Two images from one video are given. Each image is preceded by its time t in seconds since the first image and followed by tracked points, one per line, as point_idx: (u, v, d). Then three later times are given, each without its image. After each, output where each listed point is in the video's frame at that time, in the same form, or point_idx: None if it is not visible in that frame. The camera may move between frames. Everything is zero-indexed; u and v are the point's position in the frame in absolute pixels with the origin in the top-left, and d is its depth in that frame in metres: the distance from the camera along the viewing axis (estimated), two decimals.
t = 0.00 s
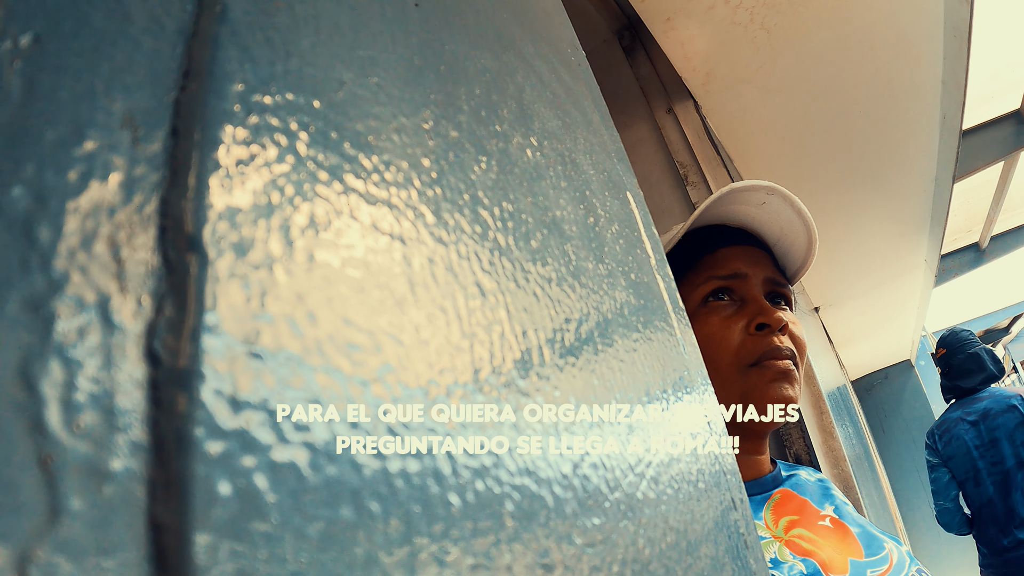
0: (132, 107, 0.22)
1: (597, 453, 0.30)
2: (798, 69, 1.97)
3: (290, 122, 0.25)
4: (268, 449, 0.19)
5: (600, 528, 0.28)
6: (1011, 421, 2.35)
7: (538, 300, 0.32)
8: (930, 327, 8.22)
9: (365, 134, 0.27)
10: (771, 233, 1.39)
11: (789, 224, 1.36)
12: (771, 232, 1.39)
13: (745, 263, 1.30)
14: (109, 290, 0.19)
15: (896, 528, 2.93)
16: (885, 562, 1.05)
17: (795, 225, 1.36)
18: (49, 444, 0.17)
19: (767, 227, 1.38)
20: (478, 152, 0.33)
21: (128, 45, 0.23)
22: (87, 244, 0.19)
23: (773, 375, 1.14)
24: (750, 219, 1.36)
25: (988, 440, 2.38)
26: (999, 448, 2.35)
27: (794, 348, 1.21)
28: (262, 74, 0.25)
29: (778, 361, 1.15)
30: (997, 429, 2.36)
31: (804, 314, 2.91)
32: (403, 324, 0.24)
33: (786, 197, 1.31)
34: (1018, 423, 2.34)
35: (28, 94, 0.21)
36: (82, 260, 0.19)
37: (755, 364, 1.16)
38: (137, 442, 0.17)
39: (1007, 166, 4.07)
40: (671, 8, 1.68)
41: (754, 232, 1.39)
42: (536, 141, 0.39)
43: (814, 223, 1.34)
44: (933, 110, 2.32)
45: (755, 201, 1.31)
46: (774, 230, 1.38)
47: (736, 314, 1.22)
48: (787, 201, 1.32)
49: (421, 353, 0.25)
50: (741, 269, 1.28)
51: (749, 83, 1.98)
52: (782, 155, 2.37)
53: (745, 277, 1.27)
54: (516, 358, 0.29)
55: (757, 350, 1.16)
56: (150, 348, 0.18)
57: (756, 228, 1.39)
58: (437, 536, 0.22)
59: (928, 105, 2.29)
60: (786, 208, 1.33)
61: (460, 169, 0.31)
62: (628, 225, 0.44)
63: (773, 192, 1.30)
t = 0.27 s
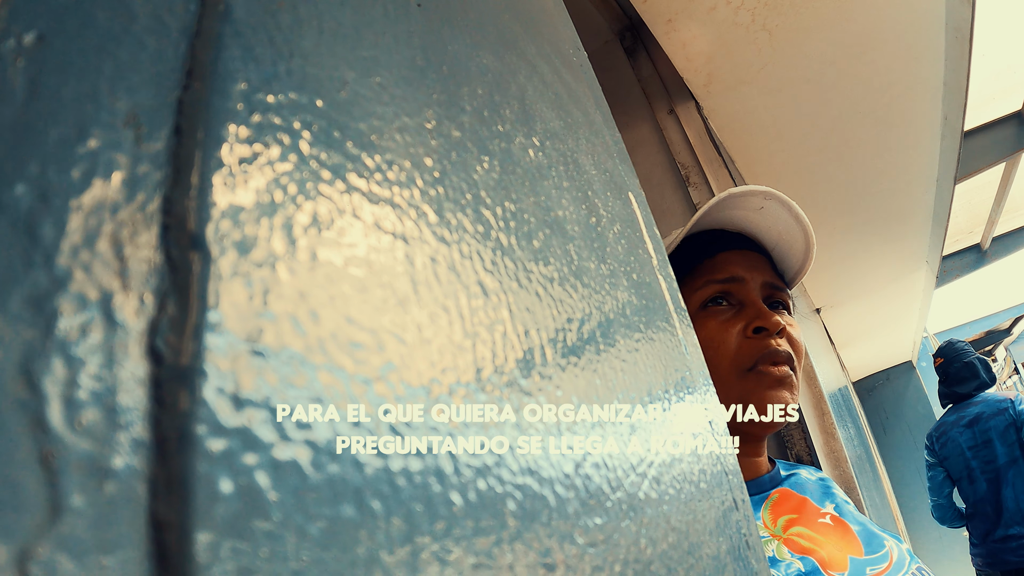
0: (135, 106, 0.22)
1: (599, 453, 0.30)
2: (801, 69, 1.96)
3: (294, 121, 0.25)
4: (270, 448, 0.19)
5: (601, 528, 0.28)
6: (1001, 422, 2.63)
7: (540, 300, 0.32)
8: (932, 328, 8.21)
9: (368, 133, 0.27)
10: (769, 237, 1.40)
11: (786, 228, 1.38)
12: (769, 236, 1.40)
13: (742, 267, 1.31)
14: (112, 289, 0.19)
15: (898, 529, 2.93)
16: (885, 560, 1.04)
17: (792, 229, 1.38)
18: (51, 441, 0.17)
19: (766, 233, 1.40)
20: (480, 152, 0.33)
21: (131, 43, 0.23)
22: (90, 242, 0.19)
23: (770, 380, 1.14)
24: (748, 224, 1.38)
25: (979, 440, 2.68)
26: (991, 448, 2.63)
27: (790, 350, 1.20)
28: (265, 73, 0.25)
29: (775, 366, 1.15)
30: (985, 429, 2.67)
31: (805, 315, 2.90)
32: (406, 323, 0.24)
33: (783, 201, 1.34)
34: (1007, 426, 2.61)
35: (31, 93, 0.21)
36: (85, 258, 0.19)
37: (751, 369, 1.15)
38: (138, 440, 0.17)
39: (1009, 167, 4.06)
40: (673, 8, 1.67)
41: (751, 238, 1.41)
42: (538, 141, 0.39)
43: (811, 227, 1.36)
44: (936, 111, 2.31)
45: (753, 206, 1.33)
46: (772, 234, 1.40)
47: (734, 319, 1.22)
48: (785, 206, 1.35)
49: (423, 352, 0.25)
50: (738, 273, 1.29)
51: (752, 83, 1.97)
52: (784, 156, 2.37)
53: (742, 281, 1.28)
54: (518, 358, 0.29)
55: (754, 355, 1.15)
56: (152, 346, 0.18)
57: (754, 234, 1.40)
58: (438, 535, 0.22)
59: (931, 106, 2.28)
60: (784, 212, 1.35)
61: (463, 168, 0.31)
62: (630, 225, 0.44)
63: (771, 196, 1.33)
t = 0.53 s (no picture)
0: (137, 107, 0.22)
1: (600, 453, 0.30)
2: (802, 70, 1.96)
3: (296, 123, 0.25)
4: (271, 447, 0.19)
5: (601, 529, 0.28)
6: (995, 424, 2.73)
7: (540, 301, 0.32)
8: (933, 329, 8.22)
9: (369, 134, 0.27)
10: (760, 239, 1.43)
11: (776, 230, 1.40)
12: (760, 238, 1.43)
13: (735, 270, 1.32)
14: (115, 289, 0.19)
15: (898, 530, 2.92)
16: (884, 558, 1.04)
17: (782, 230, 1.41)
18: (54, 440, 0.17)
19: (757, 235, 1.43)
20: (481, 153, 0.33)
21: (132, 44, 0.23)
22: (92, 242, 0.19)
23: (765, 385, 1.15)
24: (739, 227, 1.41)
25: (974, 440, 2.80)
26: (983, 448, 2.76)
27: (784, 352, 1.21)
28: (267, 74, 0.25)
29: (771, 370, 1.15)
30: (982, 430, 2.78)
31: (805, 316, 2.91)
32: (407, 323, 0.24)
33: (773, 203, 1.36)
34: (1000, 425, 2.72)
35: (34, 93, 0.21)
36: (87, 258, 0.19)
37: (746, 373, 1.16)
38: (141, 439, 0.18)
39: (1009, 168, 4.06)
40: (674, 10, 1.67)
41: (743, 240, 1.43)
42: (539, 142, 0.39)
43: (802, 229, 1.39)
44: (936, 112, 2.31)
45: (744, 209, 1.36)
46: (763, 236, 1.43)
47: (728, 321, 1.24)
48: (775, 209, 1.37)
49: (424, 353, 0.25)
50: (732, 276, 1.31)
51: (753, 84, 1.97)
52: (785, 156, 2.37)
53: (735, 284, 1.30)
54: (518, 358, 0.29)
55: (748, 359, 1.16)
56: (154, 345, 0.18)
57: (746, 237, 1.43)
58: (438, 535, 0.22)
59: (931, 107, 2.28)
60: (774, 214, 1.38)
61: (465, 170, 0.31)
62: (630, 226, 0.44)
63: (762, 199, 1.36)
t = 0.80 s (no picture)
0: (136, 107, 0.22)
1: (600, 454, 0.30)
2: (804, 70, 1.96)
3: (295, 123, 0.25)
4: (270, 448, 0.19)
5: (601, 530, 0.28)
6: (999, 430, 2.92)
7: (540, 301, 0.32)
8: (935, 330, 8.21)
9: (369, 134, 0.27)
10: (754, 241, 1.44)
11: (769, 232, 1.41)
12: (754, 241, 1.44)
13: (729, 272, 1.35)
14: (112, 289, 0.19)
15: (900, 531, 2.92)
16: (883, 559, 1.04)
17: (775, 232, 1.41)
18: (50, 440, 0.17)
19: (751, 237, 1.44)
20: (481, 153, 0.33)
21: (131, 44, 0.23)
22: (90, 242, 0.19)
23: (761, 387, 1.19)
24: (732, 230, 1.42)
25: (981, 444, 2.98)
26: (987, 451, 2.96)
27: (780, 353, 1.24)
28: (266, 75, 0.25)
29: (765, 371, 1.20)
30: (987, 434, 2.97)
31: (806, 316, 2.90)
32: (406, 324, 0.24)
33: (765, 206, 1.36)
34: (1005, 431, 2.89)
35: (32, 93, 0.21)
36: (86, 258, 0.19)
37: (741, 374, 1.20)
38: (139, 439, 0.17)
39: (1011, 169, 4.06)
40: (675, 11, 1.67)
41: (737, 243, 1.44)
42: (540, 143, 0.39)
43: (794, 230, 1.39)
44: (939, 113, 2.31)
45: (737, 212, 1.37)
46: (757, 238, 1.44)
47: (723, 323, 1.28)
48: (768, 211, 1.38)
49: (424, 353, 0.25)
50: (725, 279, 1.33)
51: (755, 84, 1.97)
52: (786, 156, 2.36)
53: (729, 286, 1.32)
54: (519, 359, 0.29)
55: (741, 360, 1.20)
56: (152, 346, 0.18)
57: (740, 239, 1.44)
58: (437, 536, 0.22)
59: (934, 108, 2.28)
60: (767, 216, 1.39)
61: (465, 170, 0.31)
62: (631, 227, 0.44)
63: (755, 202, 1.36)
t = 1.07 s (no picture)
0: (136, 108, 0.22)
1: (600, 455, 0.30)
2: (805, 71, 1.96)
3: (295, 124, 0.25)
4: (269, 448, 0.19)
5: (600, 531, 0.28)
6: (995, 431, 2.98)
7: (540, 301, 0.32)
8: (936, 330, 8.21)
9: (369, 134, 0.27)
10: (751, 243, 1.44)
11: (766, 233, 1.41)
12: (751, 242, 1.44)
13: (727, 273, 1.35)
14: (112, 288, 0.19)
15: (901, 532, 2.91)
16: (880, 562, 1.04)
17: (772, 233, 1.42)
18: (49, 440, 0.17)
19: (748, 239, 1.43)
20: (482, 153, 0.33)
21: (131, 46, 0.23)
22: (90, 242, 0.19)
23: (761, 387, 1.20)
24: (730, 232, 1.41)
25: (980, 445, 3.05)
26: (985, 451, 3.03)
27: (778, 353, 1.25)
28: (266, 75, 0.25)
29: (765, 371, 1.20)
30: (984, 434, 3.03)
31: (808, 317, 2.90)
32: (407, 324, 0.24)
33: (762, 207, 1.37)
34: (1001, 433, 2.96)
35: (31, 94, 0.21)
36: (85, 258, 0.19)
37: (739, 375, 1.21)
38: (139, 439, 0.18)
39: (1013, 169, 4.05)
40: (677, 11, 1.67)
41: (734, 245, 1.44)
42: (540, 143, 0.39)
43: (791, 231, 1.40)
44: (939, 114, 2.31)
45: (735, 213, 1.36)
46: (755, 240, 1.44)
47: (721, 324, 1.28)
48: (764, 212, 1.38)
49: (424, 354, 0.25)
50: (723, 280, 1.34)
51: (756, 85, 1.97)
52: (788, 157, 2.36)
53: (727, 288, 1.33)
54: (519, 359, 0.29)
55: (739, 361, 1.21)
56: (152, 346, 0.18)
57: (738, 242, 1.44)
58: (437, 537, 0.22)
59: (934, 109, 2.29)
60: (763, 218, 1.39)
61: (465, 170, 0.31)
62: (632, 227, 0.44)
63: (751, 203, 1.36)
